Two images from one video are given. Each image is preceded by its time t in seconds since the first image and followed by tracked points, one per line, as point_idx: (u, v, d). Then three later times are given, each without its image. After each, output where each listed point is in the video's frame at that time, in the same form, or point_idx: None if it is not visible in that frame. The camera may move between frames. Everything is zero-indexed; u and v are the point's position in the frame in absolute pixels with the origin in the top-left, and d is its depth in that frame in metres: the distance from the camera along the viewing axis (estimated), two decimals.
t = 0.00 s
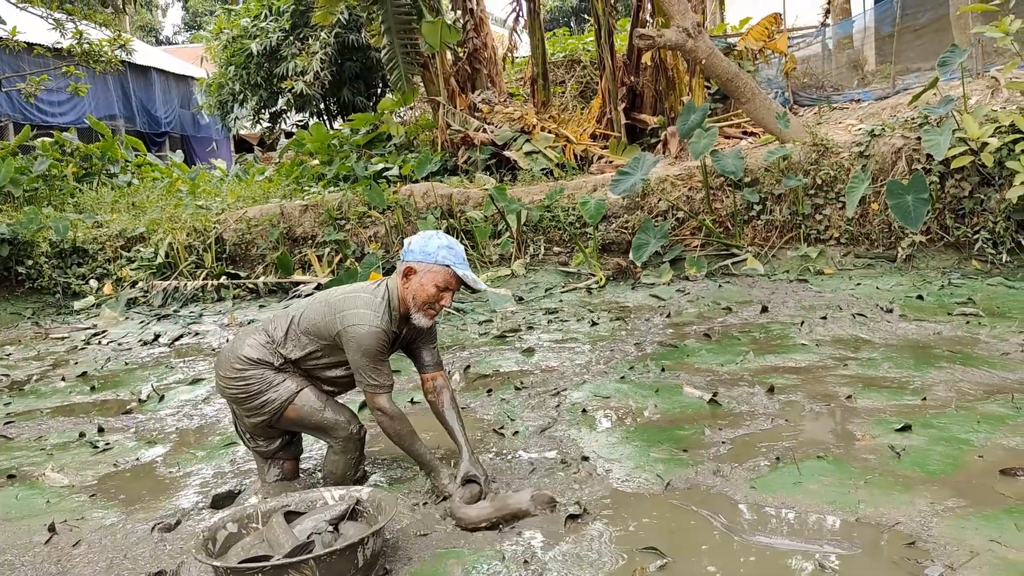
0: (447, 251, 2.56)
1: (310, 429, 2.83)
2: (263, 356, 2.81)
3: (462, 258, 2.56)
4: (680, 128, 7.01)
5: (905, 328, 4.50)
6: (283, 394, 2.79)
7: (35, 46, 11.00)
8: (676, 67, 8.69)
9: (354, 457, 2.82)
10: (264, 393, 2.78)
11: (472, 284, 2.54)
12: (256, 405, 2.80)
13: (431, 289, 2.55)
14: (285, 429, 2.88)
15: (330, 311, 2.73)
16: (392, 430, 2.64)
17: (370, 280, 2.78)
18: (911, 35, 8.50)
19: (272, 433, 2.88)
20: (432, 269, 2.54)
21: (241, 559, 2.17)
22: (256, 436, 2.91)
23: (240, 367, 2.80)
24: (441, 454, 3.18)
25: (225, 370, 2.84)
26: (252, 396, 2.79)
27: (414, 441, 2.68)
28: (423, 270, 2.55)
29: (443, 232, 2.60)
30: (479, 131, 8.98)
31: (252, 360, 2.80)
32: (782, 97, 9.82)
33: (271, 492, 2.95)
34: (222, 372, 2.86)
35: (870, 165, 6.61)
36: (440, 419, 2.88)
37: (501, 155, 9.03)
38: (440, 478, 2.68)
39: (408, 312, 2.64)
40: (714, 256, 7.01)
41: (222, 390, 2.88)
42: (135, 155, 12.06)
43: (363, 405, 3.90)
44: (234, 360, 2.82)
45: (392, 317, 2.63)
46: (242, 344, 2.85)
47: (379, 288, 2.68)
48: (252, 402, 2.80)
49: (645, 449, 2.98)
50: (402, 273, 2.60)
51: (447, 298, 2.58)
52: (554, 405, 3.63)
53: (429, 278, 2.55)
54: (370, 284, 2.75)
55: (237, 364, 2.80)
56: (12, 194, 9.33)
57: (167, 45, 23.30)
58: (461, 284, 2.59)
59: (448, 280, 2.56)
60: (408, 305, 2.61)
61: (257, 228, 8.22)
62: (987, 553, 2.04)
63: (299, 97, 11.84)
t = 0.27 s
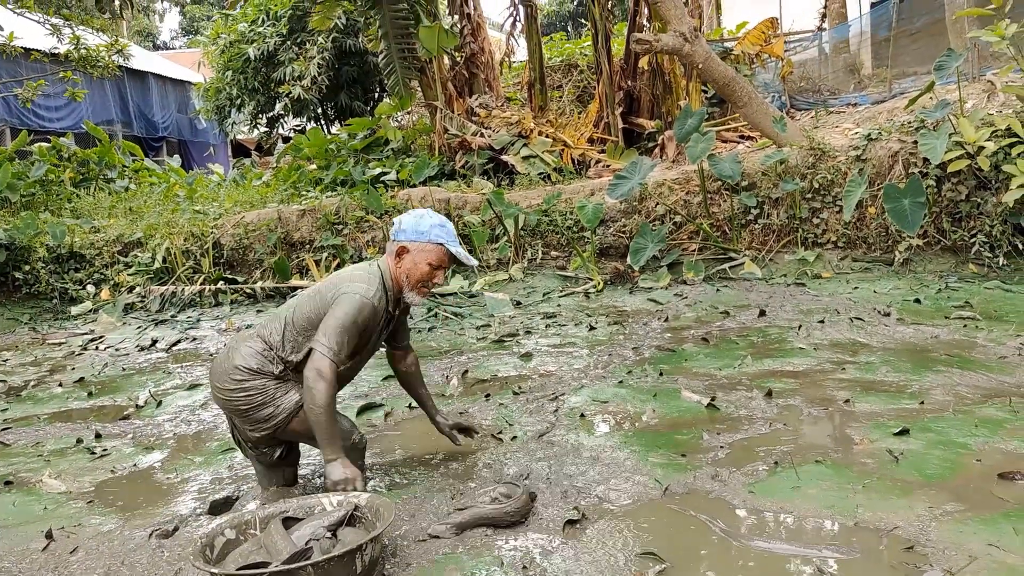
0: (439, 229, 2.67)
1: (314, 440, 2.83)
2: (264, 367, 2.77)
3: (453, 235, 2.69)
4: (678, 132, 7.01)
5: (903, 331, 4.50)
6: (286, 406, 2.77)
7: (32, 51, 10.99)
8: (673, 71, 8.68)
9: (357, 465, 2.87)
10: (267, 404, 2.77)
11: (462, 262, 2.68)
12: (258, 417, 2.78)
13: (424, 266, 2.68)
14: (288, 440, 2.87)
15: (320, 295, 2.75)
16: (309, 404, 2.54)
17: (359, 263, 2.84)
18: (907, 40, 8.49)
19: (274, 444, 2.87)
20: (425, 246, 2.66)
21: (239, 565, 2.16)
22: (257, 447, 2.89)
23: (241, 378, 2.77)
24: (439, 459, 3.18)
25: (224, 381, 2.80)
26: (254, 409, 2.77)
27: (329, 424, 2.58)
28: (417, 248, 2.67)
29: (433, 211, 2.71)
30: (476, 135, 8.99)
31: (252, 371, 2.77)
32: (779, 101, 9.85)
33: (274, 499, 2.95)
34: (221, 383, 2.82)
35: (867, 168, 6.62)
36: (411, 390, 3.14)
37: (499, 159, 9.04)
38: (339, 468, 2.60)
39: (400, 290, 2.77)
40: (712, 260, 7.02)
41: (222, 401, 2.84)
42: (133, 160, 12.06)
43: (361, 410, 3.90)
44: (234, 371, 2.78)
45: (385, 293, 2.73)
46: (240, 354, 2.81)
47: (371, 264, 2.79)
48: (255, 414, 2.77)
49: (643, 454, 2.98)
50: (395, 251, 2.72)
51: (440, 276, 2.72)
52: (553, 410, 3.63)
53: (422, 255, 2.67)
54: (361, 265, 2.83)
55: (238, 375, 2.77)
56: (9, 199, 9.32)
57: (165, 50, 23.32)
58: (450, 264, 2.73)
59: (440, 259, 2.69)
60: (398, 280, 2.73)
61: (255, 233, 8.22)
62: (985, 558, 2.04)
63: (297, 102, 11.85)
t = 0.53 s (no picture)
0: (418, 218, 2.72)
1: (306, 446, 2.83)
2: (252, 375, 2.76)
3: (432, 223, 2.74)
4: (676, 136, 6.98)
5: (902, 334, 4.50)
6: (277, 414, 2.76)
7: (30, 55, 10.97)
8: (672, 75, 8.74)
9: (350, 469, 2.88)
10: (257, 412, 2.76)
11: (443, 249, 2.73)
12: (249, 425, 2.76)
13: (406, 255, 2.71)
14: (279, 447, 2.87)
15: (303, 294, 2.74)
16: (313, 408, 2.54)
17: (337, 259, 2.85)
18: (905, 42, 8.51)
19: (265, 450, 2.87)
20: (405, 235, 2.70)
21: (239, 570, 2.16)
22: (248, 454, 2.88)
23: (229, 388, 2.75)
24: (438, 463, 3.18)
25: (211, 390, 2.77)
26: (244, 417, 2.76)
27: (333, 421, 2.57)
28: (398, 237, 2.70)
29: (411, 200, 2.75)
30: (474, 138, 8.98)
31: (240, 380, 2.75)
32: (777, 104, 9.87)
33: (268, 504, 2.96)
34: (208, 393, 2.79)
35: (865, 171, 6.63)
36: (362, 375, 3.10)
37: (497, 162, 9.04)
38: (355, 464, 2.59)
39: (382, 281, 2.79)
40: (711, 263, 7.02)
41: (209, 411, 2.81)
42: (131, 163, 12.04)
43: (359, 414, 3.89)
44: (220, 380, 2.76)
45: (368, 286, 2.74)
46: (226, 362, 2.78)
47: (351, 258, 2.79)
48: (245, 422, 2.76)
49: (644, 458, 2.97)
50: (375, 242, 2.75)
51: (421, 264, 2.75)
52: (552, 413, 3.62)
53: (403, 244, 2.70)
54: (339, 260, 2.84)
55: (225, 385, 2.75)
56: (6, 203, 9.30)
57: (163, 54, 23.32)
58: (431, 253, 2.78)
59: (422, 248, 2.73)
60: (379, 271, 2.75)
61: (253, 236, 8.20)
62: (987, 561, 2.04)
63: (295, 105, 11.84)
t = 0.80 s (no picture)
0: (415, 234, 2.58)
1: (292, 450, 2.81)
2: (239, 378, 2.75)
3: (430, 240, 2.60)
4: (673, 137, 7.01)
5: (900, 335, 4.51)
6: (262, 417, 2.75)
7: (27, 58, 10.96)
8: (669, 76, 8.77)
9: (338, 474, 2.83)
10: (242, 415, 2.74)
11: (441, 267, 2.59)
12: (236, 428, 2.76)
13: (402, 274, 2.58)
14: (268, 450, 2.85)
15: (300, 312, 2.69)
16: (344, 431, 2.56)
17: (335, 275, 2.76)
18: (901, 43, 8.50)
19: (255, 453, 2.86)
20: (401, 253, 2.56)
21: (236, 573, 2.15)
22: (240, 456, 2.88)
23: (216, 390, 2.75)
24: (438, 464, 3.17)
25: (201, 392, 2.79)
26: (230, 420, 2.75)
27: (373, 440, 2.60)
28: (393, 255, 2.57)
29: (410, 216, 2.62)
30: (472, 140, 8.98)
31: (227, 383, 2.75)
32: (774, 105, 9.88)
33: (263, 506, 2.93)
34: (198, 394, 2.80)
35: (863, 172, 6.64)
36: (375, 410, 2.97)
37: (494, 164, 9.03)
38: (402, 478, 2.60)
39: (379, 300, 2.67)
40: (708, 264, 7.02)
41: (200, 413, 2.83)
42: (127, 166, 12.02)
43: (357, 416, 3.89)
44: (209, 383, 2.77)
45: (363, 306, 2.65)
46: (216, 365, 2.79)
47: (348, 276, 2.70)
48: (232, 425, 2.76)
49: (642, 459, 2.97)
50: (372, 260, 2.62)
51: (419, 282, 2.62)
52: (550, 415, 3.62)
53: (399, 263, 2.57)
54: (336, 276, 2.75)
55: (213, 388, 2.75)
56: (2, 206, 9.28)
57: (160, 56, 23.30)
58: (429, 270, 2.64)
59: (419, 266, 2.59)
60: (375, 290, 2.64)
61: (250, 239, 8.19)
62: (987, 562, 2.03)
63: (292, 107, 11.83)
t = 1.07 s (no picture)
0: (422, 265, 2.53)
1: (282, 456, 2.79)
2: (234, 382, 2.76)
3: (437, 269, 2.54)
4: (668, 139, 7.06)
5: (895, 335, 4.51)
6: (254, 423, 2.74)
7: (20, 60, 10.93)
8: (663, 77, 8.80)
9: (329, 483, 2.79)
10: (234, 420, 2.74)
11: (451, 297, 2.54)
12: (228, 432, 2.76)
13: (410, 306, 2.53)
14: (260, 455, 2.84)
15: (307, 337, 2.68)
16: (379, 451, 2.58)
17: (342, 303, 2.74)
18: (894, 44, 8.53)
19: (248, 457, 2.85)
20: (409, 284, 2.52)
21: None
22: (234, 460, 2.87)
23: (211, 392, 2.76)
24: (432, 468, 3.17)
25: (198, 394, 2.81)
26: (223, 423, 2.75)
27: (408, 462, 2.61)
28: (400, 286, 2.53)
29: (417, 246, 2.57)
30: (466, 142, 8.98)
31: (223, 387, 2.76)
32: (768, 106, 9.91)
33: (257, 511, 2.90)
34: (196, 397, 2.82)
35: (857, 172, 6.66)
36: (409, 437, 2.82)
37: (489, 166, 9.03)
38: (438, 498, 2.60)
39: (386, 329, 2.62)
40: (703, 265, 7.02)
41: (197, 415, 2.85)
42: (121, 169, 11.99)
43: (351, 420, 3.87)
44: (207, 386, 2.78)
45: (371, 335, 2.61)
46: (215, 369, 2.81)
47: (356, 304, 2.66)
48: (224, 428, 2.76)
49: (636, 461, 2.96)
50: (379, 291, 2.58)
51: (427, 313, 2.57)
52: (545, 417, 3.61)
53: (407, 294, 2.52)
54: (346, 303, 2.72)
55: (209, 390, 2.77)
56: None
57: (154, 58, 23.25)
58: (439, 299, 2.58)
59: (428, 296, 2.54)
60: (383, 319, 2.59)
61: (244, 241, 8.17)
62: (980, 563, 2.03)
63: (286, 110, 11.82)
